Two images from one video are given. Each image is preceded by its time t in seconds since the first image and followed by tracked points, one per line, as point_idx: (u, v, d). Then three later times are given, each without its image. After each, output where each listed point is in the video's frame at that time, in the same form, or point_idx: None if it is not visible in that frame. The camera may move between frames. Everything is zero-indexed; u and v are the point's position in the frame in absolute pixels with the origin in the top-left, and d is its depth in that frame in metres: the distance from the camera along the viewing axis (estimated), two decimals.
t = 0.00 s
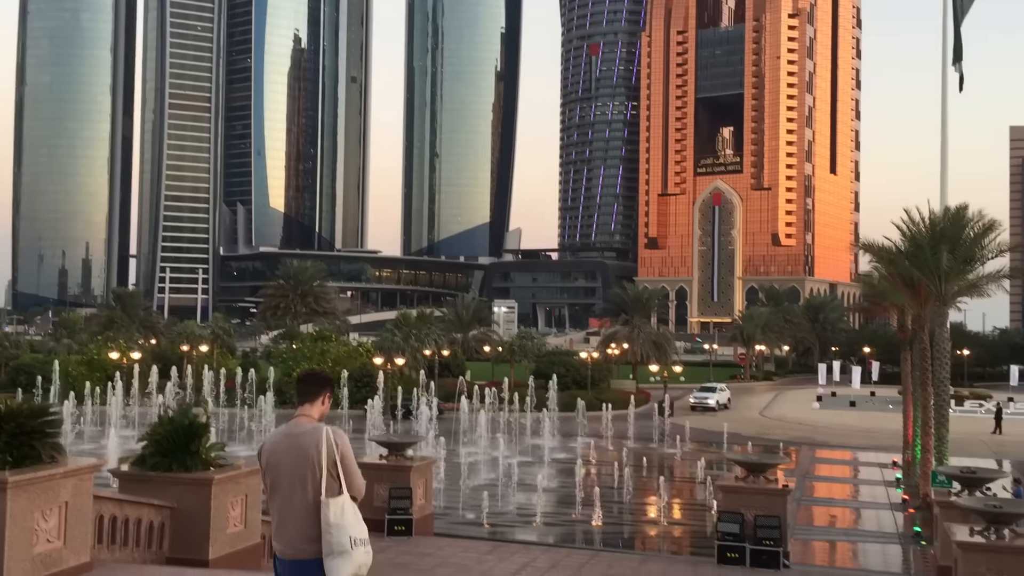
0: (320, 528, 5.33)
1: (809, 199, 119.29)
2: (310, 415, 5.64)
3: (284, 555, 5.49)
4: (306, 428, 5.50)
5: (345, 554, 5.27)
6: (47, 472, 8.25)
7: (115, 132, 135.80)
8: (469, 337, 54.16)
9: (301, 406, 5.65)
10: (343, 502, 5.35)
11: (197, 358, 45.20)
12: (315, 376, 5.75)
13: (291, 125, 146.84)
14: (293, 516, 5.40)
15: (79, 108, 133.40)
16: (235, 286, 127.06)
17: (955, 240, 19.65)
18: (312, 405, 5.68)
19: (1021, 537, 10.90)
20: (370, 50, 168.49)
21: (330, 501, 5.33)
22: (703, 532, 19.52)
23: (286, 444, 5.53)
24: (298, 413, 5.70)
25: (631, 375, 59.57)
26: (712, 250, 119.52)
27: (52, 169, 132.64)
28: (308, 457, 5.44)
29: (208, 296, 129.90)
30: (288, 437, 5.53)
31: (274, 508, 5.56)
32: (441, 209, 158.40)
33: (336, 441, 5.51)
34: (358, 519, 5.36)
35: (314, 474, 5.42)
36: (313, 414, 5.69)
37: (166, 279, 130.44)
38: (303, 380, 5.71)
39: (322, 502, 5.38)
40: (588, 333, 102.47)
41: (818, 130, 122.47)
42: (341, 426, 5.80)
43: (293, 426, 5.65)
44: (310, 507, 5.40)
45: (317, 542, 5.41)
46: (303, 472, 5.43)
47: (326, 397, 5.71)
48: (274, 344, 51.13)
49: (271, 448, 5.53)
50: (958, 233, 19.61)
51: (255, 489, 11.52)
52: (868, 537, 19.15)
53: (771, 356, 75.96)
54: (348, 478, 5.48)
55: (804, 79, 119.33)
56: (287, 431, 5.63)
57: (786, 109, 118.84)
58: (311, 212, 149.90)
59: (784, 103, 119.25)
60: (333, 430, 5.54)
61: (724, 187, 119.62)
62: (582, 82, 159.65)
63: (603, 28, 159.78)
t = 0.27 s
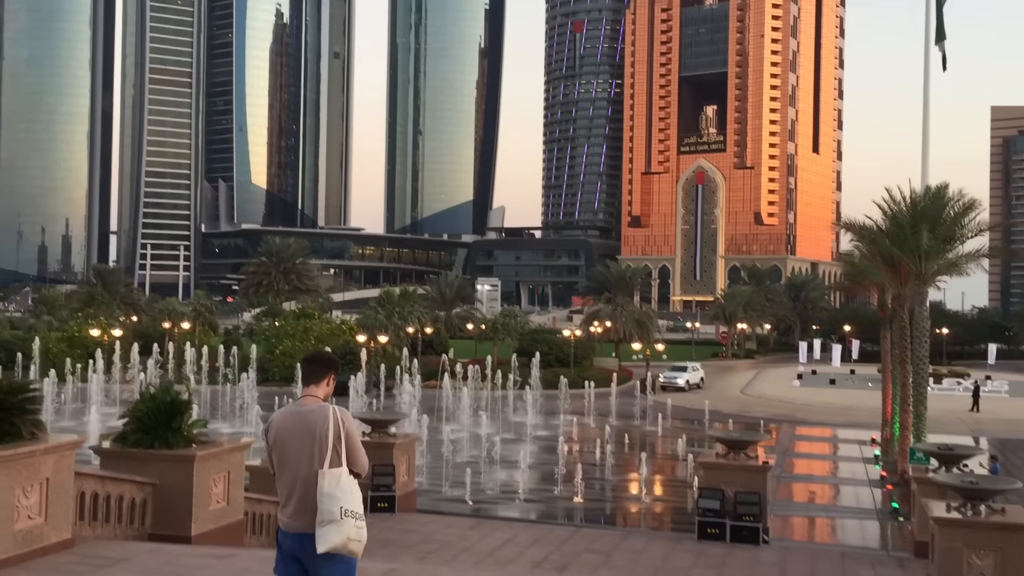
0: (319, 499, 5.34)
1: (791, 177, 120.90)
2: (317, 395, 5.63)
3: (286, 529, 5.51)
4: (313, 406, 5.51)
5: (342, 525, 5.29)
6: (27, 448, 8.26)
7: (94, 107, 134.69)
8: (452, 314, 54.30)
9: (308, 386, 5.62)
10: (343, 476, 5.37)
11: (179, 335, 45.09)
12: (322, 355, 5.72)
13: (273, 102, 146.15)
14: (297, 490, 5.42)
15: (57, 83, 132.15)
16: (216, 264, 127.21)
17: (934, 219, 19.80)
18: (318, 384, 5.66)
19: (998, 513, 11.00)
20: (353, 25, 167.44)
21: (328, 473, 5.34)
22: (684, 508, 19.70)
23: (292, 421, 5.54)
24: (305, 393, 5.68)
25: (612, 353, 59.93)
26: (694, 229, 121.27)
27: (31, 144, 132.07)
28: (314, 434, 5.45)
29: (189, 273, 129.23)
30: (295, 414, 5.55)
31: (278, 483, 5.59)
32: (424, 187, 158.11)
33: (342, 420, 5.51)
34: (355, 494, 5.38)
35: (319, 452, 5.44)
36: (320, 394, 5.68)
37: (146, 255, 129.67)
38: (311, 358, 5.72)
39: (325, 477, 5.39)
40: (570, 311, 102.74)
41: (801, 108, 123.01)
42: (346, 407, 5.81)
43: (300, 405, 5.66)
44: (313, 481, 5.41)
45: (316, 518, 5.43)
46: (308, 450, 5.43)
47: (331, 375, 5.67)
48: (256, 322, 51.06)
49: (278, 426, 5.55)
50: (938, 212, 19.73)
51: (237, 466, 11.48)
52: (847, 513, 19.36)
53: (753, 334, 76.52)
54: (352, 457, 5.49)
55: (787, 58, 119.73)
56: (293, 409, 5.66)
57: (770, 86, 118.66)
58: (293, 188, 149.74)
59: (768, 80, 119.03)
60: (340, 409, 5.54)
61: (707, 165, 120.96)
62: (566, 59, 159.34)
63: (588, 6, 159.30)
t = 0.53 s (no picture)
0: (326, 484, 5.70)
1: (774, 159, 120.80)
2: (319, 382, 5.95)
3: (294, 510, 5.88)
4: (315, 394, 5.85)
5: (347, 509, 5.67)
6: (9, 428, 8.42)
7: (72, 84, 133.37)
8: (435, 296, 54.45)
9: (310, 374, 5.96)
10: (346, 462, 5.72)
11: (160, 316, 44.98)
12: (324, 346, 6.02)
13: (253, 80, 145.03)
14: (304, 475, 5.77)
15: (34, 59, 130.75)
16: (197, 243, 126.77)
17: (915, 201, 19.82)
18: (320, 371, 5.97)
19: (974, 492, 11.06)
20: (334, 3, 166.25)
21: (336, 459, 5.69)
22: (665, 487, 19.85)
23: (295, 410, 5.89)
24: (306, 380, 6.02)
25: (595, 334, 60.16)
26: (677, 210, 121.02)
27: (9, 121, 130.74)
28: (315, 422, 5.81)
29: (170, 253, 128.40)
30: (298, 402, 5.90)
31: (285, 468, 5.92)
32: (407, 167, 157.55)
33: (341, 408, 5.85)
34: (362, 476, 5.77)
35: (322, 438, 5.79)
36: (322, 380, 6.01)
37: (126, 234, 128.83)
38: (313, 349, 6.00)
39: (329, 461, 5.76)
40: (553, 292, 102.74)
41: (784, 90, 123.65)
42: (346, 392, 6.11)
43: (301, 394, 5.98)
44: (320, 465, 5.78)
45: (322, 498, 5.80)
46: (310, 434, 5.80)
47: (332, 366, 6.00)
48: (237, 302, 50.89)
49: (281, 413, 5.92)
50: (918, 194, 19.77)
51: (219, 445, 11.41)
52: (825, 492, 19.56)
53: (735, 315, 76.96)
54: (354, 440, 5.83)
55: (770, 39, 120.46)
56: (295, 397, 5.99)
57: (753, 68, 119.46)
58: (275, 167, 149.22)
59: (751, 62, 119.57)
60: (339, 397, 5.86)
61: (690, 147, 121.16)
62: (549, 39, 158.87)
63: None
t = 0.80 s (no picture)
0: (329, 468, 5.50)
1: (759, 146, 120.51)
2: (315, 370, 5.76)
3: (294, 496, 5.68)
4: (313, 381, 5.63)
5: (353, 488, 5.48)
6: None
7: (55, 68, 132.34)
8: (420, 281, 54.64)
9: (307, 362, 5.77)
10: (350, 442, 5.51)
11: (143, 300, 45.01)
12: (315, 335, 5.83)
13: (237, 64, 144.42)
14: (304, 459, 5.57)
15: (16, 42, 129.61)
16: (181, 228, 126.52)
17: (898, 186, 19.96)
18: (315, 361, 5.80)
19: (955, 476, 11.24)
20: None
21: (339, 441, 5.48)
22: (649, 472, 19.95)
23: (291, 396, 5.70)
24: (301, 370, 5.83)
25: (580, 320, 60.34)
26: (663, 196, 121.30)
27: None
28: (314, 408, 5.60)
29: (154, 238, 127.88)
30: (295, 390, 5.67)
31: (284, 454, 5.75)
32: (392, 153, 157.47)
33: (340, 394, 5.65)
34: (368, 457, 5.56)
35: (322, 422, 5.59)
36: (318, 370, 5.80)
37: (110, 218, 128.18)
38: (306, 338, 5.84)
39: (332, 446, 5.55)
40: (539, 278, 103.12)
41: (769, 78, 123.68)
42: (343, 380, 5.94)
43: (300, 380, 5.79)
44: (322, 450, 5.58)
45: (328, 481, 5.61)
46: (310, 421, 5.59)
47: (328, 355, 5.83)
48: (222, 287, 50.93)
49: (280, 399, 5.71)
50: (902, 180, 19.89)
51: (204, 431, 11.41)
52: (808, 476, 19.72)
53: (719, 302, 77.39)
54: (355, 425, 5.63)
55: (756, 26, 120.05)
56: (291, 386, 5.79)
57: (738, 55, 119.25)
58: (259, 152, 149.12)
59: (737, 48, 119.31)
60: (337, 383, 5.67)
61: (676, 133, 121.75)
62: (535, 24, 158.78)
63: None
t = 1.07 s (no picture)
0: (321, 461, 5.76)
1: (748, 136, 120.64)
2: (313, 367, 6.01)
3: (291, 486, 5.93)
4: (311, 377, 5.89)
5: (345, 484, 5.76)
6: None
7: (41, 56, 131.50)
8: (410, 271, 54.63)
9: (305, 360, 6.00)
10: (343, 440, 5.79)
11: (131, 290, 44.85)
12: (313, 333, 6.09)
13: (226, 53, 143.90)
14: (300, 453, 5.82)
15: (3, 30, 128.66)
16: (170, 218, 126.06)
17: (886, 177, 20.02)
18: (313, 358, 6.04)
19: (940, 465, 11.31)
20: None
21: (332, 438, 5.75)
22: (638, 461, 20.03)
23: (292, 392, 5.95)
24: (300, 367, 6.07)
25: (570, 311, 60.42)
26: (652, 187, 121.14)
27: None
28: (312, 405, 5.87)
29: (142, 228, 127.59)
30: (295, 387, 5.92)
31: (283, 448, 5.96)
32: (381, 143, 157.17)
33: (337, 392, 5.93)
34: (357, 456, 5.83)
35: (320, 418, 5.87)
36: (316, 366, 6.07)
37: (97, 208, 127.63)
38: (304, 337, 6.10)
39: (328, 442, 5.84)
40: (529, 268, 103.13)
41: (759, 69, 124.09)
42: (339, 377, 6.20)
43: (299, 377, 6.03)
44: (318, 445, 5.84)
45: (323, 475, 5.85)
46: (308, 418, 5.86)
47: (325, 353, 6.09)
48: (210, 277, 50.76)
49: (282, 396, 5.97)
50: (890, 170, 19.93)
51: (192, 421, 11.41)
52: (796, 466, 19.80)
53: (709, 292, 77.55)
54: (349, 422, 5.90)
55: (746, 17, 119.87)
56: (292, 382, 6.04)
57: (728, 45, 119.18)
58: (248, 142, 148.86)
59: (727, 38, 119.20)
60: (335, 380, 5.93)
61: (665, 124, 121.51)
62: (525, 14, 158.64)
63: None
